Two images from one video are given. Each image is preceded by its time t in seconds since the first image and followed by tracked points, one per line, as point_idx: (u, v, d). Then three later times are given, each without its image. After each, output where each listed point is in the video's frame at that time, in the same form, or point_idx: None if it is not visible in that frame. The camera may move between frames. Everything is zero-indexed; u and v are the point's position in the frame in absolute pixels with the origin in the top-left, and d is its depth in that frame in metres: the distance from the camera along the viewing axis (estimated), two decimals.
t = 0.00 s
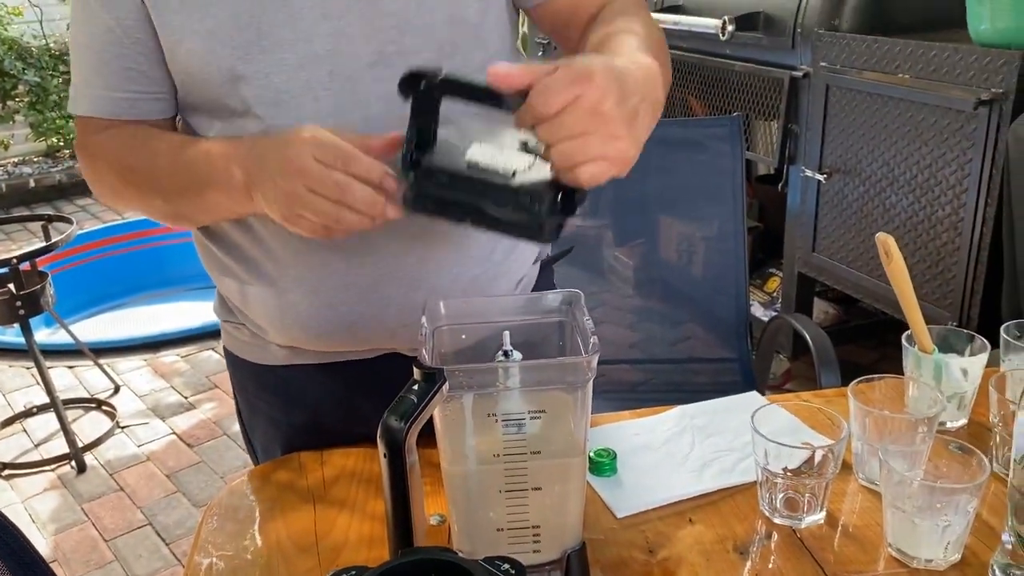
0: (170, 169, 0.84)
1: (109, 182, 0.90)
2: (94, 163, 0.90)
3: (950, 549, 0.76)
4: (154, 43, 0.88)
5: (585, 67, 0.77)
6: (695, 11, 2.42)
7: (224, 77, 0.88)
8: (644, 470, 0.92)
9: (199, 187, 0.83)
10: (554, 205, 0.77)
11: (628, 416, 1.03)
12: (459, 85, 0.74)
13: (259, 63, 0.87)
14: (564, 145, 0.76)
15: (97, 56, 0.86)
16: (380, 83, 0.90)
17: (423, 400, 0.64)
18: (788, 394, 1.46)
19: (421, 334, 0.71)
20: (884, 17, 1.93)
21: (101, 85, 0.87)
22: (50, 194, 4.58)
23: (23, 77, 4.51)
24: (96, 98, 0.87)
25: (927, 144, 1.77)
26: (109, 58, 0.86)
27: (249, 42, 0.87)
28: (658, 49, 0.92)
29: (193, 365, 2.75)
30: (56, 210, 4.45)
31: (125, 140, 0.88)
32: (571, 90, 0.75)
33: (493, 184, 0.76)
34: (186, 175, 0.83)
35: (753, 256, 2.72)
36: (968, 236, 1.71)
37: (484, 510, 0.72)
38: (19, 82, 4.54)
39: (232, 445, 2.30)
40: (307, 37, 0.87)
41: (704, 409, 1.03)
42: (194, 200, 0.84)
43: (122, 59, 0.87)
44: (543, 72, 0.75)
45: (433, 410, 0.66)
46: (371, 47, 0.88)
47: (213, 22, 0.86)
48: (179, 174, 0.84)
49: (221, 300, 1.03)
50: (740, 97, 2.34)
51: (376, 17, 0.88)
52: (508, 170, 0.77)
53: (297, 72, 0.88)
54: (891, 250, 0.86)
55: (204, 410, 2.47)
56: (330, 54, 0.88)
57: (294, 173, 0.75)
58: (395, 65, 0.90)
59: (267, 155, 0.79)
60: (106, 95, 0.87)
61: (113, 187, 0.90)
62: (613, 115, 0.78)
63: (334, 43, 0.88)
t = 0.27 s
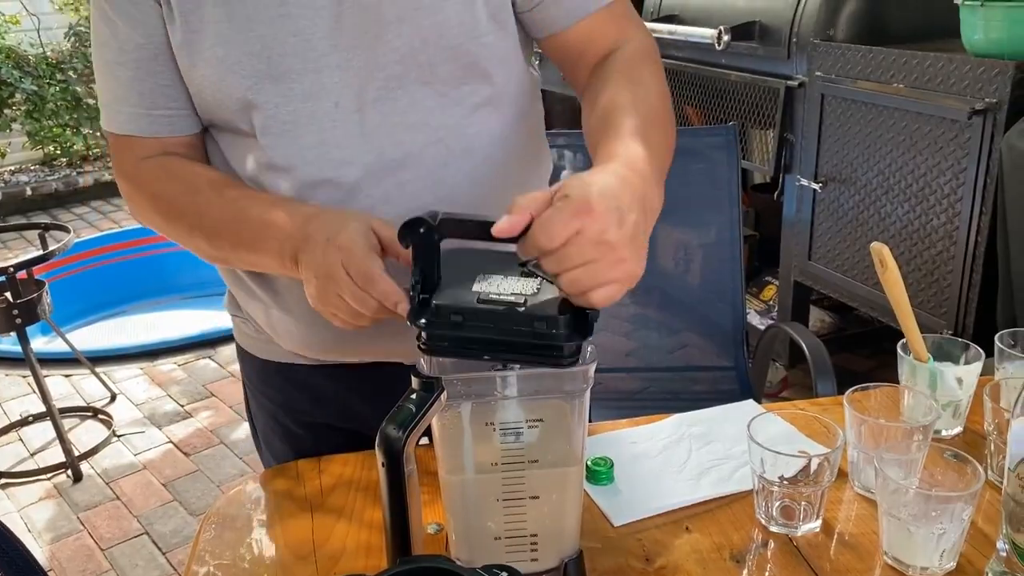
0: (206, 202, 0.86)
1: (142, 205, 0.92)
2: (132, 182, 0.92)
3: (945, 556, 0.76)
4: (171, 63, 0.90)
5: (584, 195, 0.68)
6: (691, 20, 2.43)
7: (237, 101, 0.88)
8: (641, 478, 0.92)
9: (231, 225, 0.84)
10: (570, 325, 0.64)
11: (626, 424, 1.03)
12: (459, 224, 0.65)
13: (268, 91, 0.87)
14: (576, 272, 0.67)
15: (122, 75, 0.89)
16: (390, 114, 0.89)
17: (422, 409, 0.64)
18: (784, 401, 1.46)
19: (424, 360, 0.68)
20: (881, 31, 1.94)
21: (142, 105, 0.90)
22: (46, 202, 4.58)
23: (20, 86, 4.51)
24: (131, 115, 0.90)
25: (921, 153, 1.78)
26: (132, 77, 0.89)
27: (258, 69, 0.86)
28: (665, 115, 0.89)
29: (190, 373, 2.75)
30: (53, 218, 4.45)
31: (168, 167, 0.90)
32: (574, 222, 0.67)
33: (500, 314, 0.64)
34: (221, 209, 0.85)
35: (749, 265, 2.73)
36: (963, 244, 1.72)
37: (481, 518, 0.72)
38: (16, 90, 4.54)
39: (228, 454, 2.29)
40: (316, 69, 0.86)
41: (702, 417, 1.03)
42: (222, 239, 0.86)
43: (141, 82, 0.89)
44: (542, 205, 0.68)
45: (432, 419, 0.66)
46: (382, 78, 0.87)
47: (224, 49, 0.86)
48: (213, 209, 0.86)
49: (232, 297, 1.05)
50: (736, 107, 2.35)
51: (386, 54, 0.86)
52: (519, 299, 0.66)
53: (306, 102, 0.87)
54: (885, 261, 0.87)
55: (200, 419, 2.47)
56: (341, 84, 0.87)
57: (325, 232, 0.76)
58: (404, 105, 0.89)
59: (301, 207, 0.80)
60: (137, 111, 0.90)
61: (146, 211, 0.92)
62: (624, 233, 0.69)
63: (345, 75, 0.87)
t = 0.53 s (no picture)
0: (210, 214, 0.87)
1: (154, 214, 0.93)
2: (143, 191, 0.93)
3: (942, 561, 0.77)
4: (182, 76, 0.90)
5: (576, 202, 0.69)
6: (690, 27, 2.43)
7: (248, 113, 0.88)
8: (637, 483, 0.92)
9: (234, 237, 0.85)
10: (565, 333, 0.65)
11: (624, 429, 1.03)
12: (455, 238, 0.65)
13: (279, 106, 0.86)
14: (566, 279, 0.68)
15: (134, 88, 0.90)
16: (402, 126, 0.88)
17: (419, 413, 0.64)
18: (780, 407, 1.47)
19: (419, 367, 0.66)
20: (874, 36, 1.96)
21: (154, 120, 0.90)
22: (43, 208, 4.58)
23: (18, 91, 4.52)
24: (146, 126, 0.91)
25: (917, 159, 1.79)
26: (144, 89, 0.89)
27: (269, 82, 0.86)
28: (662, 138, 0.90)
29: (187, 379, 2.75)
30: (49, 224, 4.45)
31: (177, 179, 0.91)
32: (565, 229, 0.68)
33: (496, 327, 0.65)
34: (226, 221, 0.86)
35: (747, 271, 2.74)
36: (959, 250, 1.73)
37: (479, 523, 0.72)
38: (13, 96, 4.54)
39: (225, 460, 2.29)
40: (326, 87, 0.86)
41: (698, 422, 1.03)
42: (227, 250, 0.86)
43: (151, 96, 0.89)
44: (532, 212, 0.69)
45: (429, 424, 0.65)
46: (394, 93, 0.87)
47: (236, 63, 0.85)
48: (219, 220, 0.86)
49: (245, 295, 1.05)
50: (734, 113, 2.35)
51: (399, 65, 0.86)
52: (510, 310, 0.67)
53: (317, 116, 0.87)
54: (881, 267, 0.87)
55: (197, 425, 2.46)
56: (353, 99, 0.86)
57: (322, 248, 0.76)
58: (417, 116, 0.88)
59: (305, 221, 0.81)
60: (149, 123, 0.91)
61: (158, 220, 0.93)
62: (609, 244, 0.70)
63: (359, 87, 0.86)
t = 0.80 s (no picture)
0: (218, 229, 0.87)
1: (161, 228, 0.93)
2: (151, 205, 0.94)
3: (941, 566, 0.77)
4: (185, 92, 0.90)
5: (591, 224, 0.70)
6: (688, 33, 2.44)
7: (250, 126, 0.88)
8: (635, 487, 0.92)
9: (241, 253, 0.85)
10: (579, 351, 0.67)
11: (623, 434, 1.03)
12: (464, 256, 0.64)
13: (281, 117, 0.87)
14: (583, 299, 0.68)
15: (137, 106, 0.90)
16: (403, 136, 0.88)
17: (419, 418, 0.64)
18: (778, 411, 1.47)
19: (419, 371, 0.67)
20: (874, 40, 1.96)
21: (158, 134, 0.91)
22: (41, 212, 4.57)
23: (17, 95, 4.52)
24: (151, 141, 0.91)
25: (916, 164, 1.79)
26: (147, 104, 0.89)
27: (271, 93, 0.86)
28: (658, 150, 0.91)
29: (185, 383, 2.74)
30: (48, 228, 4.45)
31: (187, 194, 0.92)
32: (582, 249, 0.68)
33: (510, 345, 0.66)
34: (234, 236, 0.86)
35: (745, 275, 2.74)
36: (957, 255, 1.73)
37: (478, 528, 0.72)
38: (13, 99, 4.55)
39: (224, 464, 2.29)
40: (327, 97, 0.86)
41: (697, 427, 1.03)
42: (232, 266, 0.86)
43: (154, 110, 0.89)
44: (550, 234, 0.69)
45: (428, 428, 0.65)
46: (396, 105, 0.87)
47: (238, 75, 0.86)
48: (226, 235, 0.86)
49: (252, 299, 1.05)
50: (733, 118, 2.36)
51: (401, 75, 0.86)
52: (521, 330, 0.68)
53: (319, 125, 0.87)
54: (882, 272, 0.87)
55: (195, 429, 2.46)
56: (355, 110, 0.86)
57: (325, 269, 0.75)
58: (420, 125, 0.88)
59: (313, 241, 0.81)
60: (153, 137, 0.91)
61: (165, 234, 0.93)
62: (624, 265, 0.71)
63: (362, 97, 0.86)
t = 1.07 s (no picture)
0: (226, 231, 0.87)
1: (166, 233, 0.93)
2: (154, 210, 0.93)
3: (943, 570, 0.76)
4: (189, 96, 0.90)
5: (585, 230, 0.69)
6: (689, 36, 2.44)
7: (252, 129, 0.88)
8: (638, 490, 0.92)
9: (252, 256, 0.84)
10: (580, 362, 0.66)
11: (625, 437, 1.03)
12: (455, 282, 0.65)
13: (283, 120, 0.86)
14: (593, 308, 0.67)
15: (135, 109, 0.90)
16: (405, 138, 0.88)
17: (423, 421, 0.64)
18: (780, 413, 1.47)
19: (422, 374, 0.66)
20: (875, 44, 1.96)
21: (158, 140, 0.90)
22: (42, 213, 4.58)
23: (18, 97, 4.52)
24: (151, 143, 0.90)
25: (917, 167, 1.79)
26: (149, 109, 0.89)
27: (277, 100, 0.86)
28: (656, 148, 0.90)
29: (186, 385, 2.74)
30: (49, 229, 4.45)
31: (192, 198, 0.91)
32: (581, 258, 0.67)
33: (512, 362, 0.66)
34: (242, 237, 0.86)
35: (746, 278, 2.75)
36: (958, 258, 1.73)
37: (481, 531, 0.72)
38: (13, 101, 4.55)
39: (224, 467, 2.28)
40: (330, 100, 0.86)
41: (700, 430, 1.03)
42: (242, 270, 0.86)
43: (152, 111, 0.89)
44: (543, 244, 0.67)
45: (431, 431, 0.65)
46: (399, 107, 0.87)
47: (242, 82, 0.86)
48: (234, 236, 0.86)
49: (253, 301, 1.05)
50: (733, 121, 2.36)
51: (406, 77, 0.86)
52: (523, 341, 0.68)
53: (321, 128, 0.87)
54: (883, 274, 0.86)
55: (196, 431, 2.46)
56: (358, 114, 0.87)
57: (333, 280, 0.75)
58: (422, 127, 0.88)
59: (319, 246, 0.80)
60: (156, 141, 0.90)
61: (170, 239, 0.93)
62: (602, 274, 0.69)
63: (365, 99, 0.86)
